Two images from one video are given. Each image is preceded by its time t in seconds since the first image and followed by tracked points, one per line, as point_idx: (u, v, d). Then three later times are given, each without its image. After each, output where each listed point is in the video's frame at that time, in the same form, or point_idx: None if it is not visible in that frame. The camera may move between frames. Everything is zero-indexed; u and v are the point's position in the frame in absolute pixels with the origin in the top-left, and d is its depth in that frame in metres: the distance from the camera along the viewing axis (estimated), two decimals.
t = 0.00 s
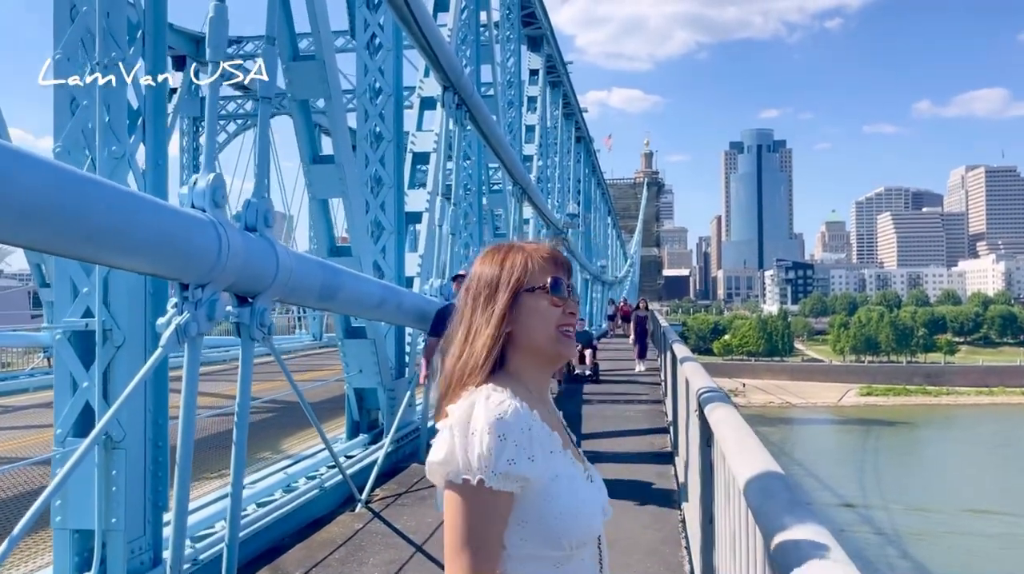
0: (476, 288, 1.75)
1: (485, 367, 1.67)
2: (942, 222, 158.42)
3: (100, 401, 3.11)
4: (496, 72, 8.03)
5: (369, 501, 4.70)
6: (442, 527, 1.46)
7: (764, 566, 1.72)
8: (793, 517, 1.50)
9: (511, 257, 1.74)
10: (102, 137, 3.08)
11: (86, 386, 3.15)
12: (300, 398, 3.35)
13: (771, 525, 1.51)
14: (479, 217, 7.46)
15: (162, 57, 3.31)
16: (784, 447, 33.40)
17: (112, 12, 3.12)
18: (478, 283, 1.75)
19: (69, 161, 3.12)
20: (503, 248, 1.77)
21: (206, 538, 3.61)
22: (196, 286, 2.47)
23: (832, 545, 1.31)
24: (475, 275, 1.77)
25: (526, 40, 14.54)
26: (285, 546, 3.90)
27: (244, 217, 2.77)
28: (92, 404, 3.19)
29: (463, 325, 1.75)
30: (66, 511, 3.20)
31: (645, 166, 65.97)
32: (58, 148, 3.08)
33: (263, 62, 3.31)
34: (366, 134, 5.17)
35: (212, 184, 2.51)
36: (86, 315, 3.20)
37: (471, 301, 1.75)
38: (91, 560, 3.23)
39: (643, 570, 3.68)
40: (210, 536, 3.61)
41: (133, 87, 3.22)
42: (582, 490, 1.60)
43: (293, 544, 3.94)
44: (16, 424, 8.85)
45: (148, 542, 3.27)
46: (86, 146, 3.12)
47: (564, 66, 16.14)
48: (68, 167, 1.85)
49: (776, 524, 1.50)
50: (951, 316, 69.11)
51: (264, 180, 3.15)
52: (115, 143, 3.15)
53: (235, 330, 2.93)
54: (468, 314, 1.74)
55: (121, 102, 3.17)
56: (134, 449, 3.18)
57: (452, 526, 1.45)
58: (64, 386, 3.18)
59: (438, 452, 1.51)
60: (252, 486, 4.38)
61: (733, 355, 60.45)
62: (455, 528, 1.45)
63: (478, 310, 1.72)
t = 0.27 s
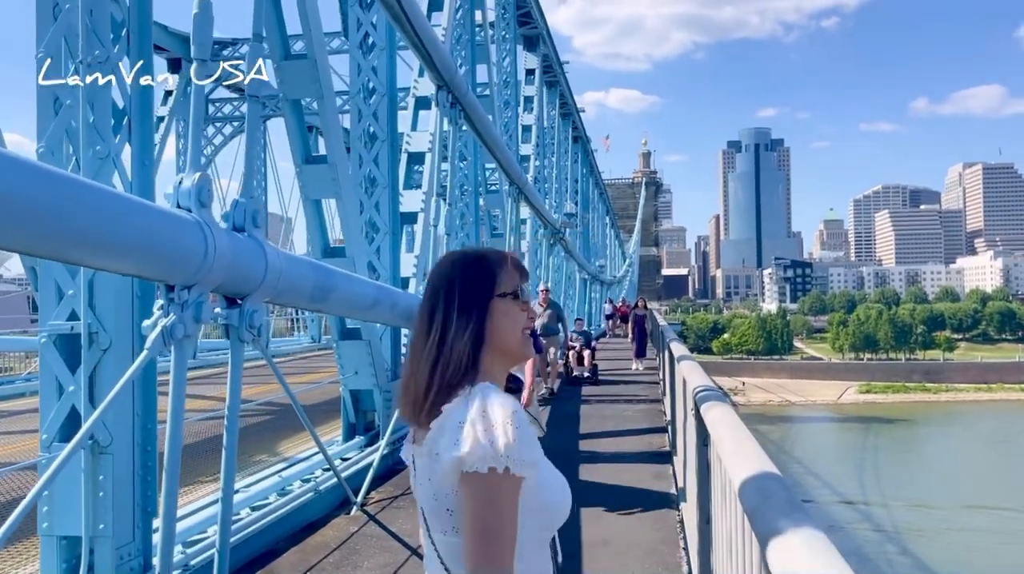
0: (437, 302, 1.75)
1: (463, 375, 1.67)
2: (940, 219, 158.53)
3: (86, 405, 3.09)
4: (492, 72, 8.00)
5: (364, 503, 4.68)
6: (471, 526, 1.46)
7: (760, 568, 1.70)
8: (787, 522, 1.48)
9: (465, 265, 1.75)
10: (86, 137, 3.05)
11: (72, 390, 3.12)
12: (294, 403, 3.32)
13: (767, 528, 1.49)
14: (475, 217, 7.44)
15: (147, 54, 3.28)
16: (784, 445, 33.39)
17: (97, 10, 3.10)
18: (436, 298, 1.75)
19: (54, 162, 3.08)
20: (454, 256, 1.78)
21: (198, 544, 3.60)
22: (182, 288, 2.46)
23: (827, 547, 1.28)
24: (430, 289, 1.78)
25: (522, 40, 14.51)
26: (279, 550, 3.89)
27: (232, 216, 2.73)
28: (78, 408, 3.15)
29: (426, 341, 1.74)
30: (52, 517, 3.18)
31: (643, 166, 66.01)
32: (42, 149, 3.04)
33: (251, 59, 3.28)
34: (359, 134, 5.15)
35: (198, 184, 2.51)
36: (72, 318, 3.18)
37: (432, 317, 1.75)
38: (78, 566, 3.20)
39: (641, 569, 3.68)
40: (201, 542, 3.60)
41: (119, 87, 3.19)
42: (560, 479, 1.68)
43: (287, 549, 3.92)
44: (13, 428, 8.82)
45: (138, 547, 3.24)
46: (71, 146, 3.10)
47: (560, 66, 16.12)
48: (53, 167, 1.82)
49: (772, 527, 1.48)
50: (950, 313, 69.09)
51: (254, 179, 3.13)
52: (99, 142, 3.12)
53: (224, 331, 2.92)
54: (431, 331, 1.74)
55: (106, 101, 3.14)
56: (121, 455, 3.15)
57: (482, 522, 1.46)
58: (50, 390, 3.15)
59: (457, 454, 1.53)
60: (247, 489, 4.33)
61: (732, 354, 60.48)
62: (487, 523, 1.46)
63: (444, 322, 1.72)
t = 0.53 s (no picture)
0: (416, 291, 1.73)
1: (460, 360, 1.67)
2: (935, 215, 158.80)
3: (74, 406, 3.06)
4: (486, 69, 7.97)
5: (360, 505, 4.66)
6: (525, 497, 1.54)
7: (766, 567, 1.68)
8: (795, 522, 1.45)
9: (437, 252, 1.75)
10: (71, 133, 3.02)
11: (59, 393, 3.09)
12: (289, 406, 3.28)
13: (773, 528, 1.46)
14: (471, 216, 7.41)
15: (134, 50, 3.25)
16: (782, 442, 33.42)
17: (82, 6, 3.08)
18: (413, 287, 1.73)
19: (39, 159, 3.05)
20: (420, 246, 1.77)
21: (189, 548, 3.58)
22: (171, 286, 2.43)
23: (836, 548, 1.26)
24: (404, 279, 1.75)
25: (517, 38, 14.48)
26: (273, 554, 3.86)
27: (222, 213, 2.71)
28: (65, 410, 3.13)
29: (407, 333, 1.71)
30: (41, 522, 3.13)
31: (639, 164, 65.99)
32: (27, 146, 2.98)
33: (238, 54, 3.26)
34: (353, 132, 5.12)
35: (186, 181, 2.49)
36: (59, 318, 3.15)
37: (412, 309, 1.72)
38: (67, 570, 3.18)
39: (642, 568, 3.68)
40: (194, 546, 3.58)
41: (105, 83, 3.16)
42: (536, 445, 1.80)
43: (281, 552, 3.90)
44: (8, 432, 8.78)
45: (128, 552, 3.22)
46: (57, 142, 3.06)
47: (556, 64, 16.09)
48: (36, 163, 1.81)
49: (779, 529, 1.45)
50: (946, 309, 69.16)
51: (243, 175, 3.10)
52: (85, 138, 3.09)
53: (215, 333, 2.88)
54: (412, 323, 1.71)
55: (91, 97, 3.11)
56: (110, 458, 3.13)
57: (535, 490, 1.56)
58: (37, 394, 3.12)
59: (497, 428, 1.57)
60: (242, 491, 4.32)
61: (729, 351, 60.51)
62: (538, 491, 1.56)
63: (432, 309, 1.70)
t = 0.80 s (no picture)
0: (454, 285, 1.64)
1: (512, 353, 1.62)
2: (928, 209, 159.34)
3: (59, 408, 3.02)
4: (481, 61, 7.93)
5: (357, 507, 4.63)
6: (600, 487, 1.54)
7: None
8: (836, 533, 1.34)
9: (468, 247, 1.68)
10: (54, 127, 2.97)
11: (45, 395, 3.06)
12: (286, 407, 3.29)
13: (811, 541, 1.35)
14: (466, 212, 7.39)
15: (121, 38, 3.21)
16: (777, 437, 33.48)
17: None
18: (447, 283, 1.64)
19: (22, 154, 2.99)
20: (445, 241, 1.69)
21: (183, 553, 3.54)
22: (159, 285, 2.40)
23: (883, 564, 1.15)
24: (435, 276, 1.66)
25: (511, 32, 14.44)
26: (268, 558, 3.82)
27: (214, 209, 2.67)
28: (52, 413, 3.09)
29: (450, 328, 1.61)
30: (28, 530, 3.11)
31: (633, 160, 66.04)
32: (8, 139, 2.89)
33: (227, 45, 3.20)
34: (347, 127, 5.09)
35: (174, 174, 2.44)
36: (44, 318, 3.11)
37: (455, 303, 1.62)
38: None
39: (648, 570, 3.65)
40: (187, 552, 3.54)
41: (90, 75, 3.11)
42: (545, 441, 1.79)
43: (277, 556, 3.87)
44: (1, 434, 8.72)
45: (118, 558, 3.18)
46: (41, 136, 3.01)
47: (550, 59, 16.06)
48: (15, 156, 1.78)
49: (817, 541, 1.34)
50: (940, 303, 69.39)
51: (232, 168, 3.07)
52: (70, 132, 3.05)
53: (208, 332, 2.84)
54: (455, 317, 1.62)
55: (75, 89, 3.06)
56: (98, 462, 3.09)
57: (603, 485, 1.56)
58: (23, 397, 3.09)
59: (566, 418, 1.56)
60: (236, 494, 4.31)
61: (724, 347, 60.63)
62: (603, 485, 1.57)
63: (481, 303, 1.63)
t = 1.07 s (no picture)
0: (505, 290, 1.71)
1: (554, 357, 1.72)
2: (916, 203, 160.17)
3: (34, 414, 2.97)
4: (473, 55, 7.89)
5: (350, 511, 4.57)
6: (639, 491, 1.68)
7: None
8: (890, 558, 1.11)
9: (513, 253, 1.75)
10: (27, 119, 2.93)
11: (20, 400, 3.00)
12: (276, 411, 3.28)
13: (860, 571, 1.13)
14: (458, 208, 7.33)
15: (99, 26, 3.11)
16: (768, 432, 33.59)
17: None
18: (498, 286, 1.71)
19: None
20: (490, 245, 1.75)
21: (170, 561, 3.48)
22: (138, 284, 2.40)
23: None
24: (486, 280, 1.71)
25: (502, 27, 14.37)
26: (257, 565, 3.76)
27: (198, 204, 2.66)
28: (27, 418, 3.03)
29: (504, 332, 1.68)
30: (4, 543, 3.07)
31: (624, 156, 66.09)
32: None
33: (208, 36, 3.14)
34: (336, 121, 5.04)
35: (153, 167, 2.41)
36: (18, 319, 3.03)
37: (508, 307, 1.69)
38: None
39: None
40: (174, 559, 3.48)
41: (66, 63, 3.05)
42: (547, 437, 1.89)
43: (267, 562, 3.81)
44: None
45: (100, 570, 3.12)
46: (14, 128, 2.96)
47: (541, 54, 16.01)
48: None
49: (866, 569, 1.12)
50: (928, 297, 69.77)
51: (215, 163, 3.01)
52: (44, 123, 3.00)
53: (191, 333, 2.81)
54: (508, 320, 1.68)
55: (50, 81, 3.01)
56: (76, 470, 3.03)
57: (639, 486, 1.71)
58: None
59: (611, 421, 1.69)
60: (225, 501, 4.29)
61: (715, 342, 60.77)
62: (636, 488, 1.72)
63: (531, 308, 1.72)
